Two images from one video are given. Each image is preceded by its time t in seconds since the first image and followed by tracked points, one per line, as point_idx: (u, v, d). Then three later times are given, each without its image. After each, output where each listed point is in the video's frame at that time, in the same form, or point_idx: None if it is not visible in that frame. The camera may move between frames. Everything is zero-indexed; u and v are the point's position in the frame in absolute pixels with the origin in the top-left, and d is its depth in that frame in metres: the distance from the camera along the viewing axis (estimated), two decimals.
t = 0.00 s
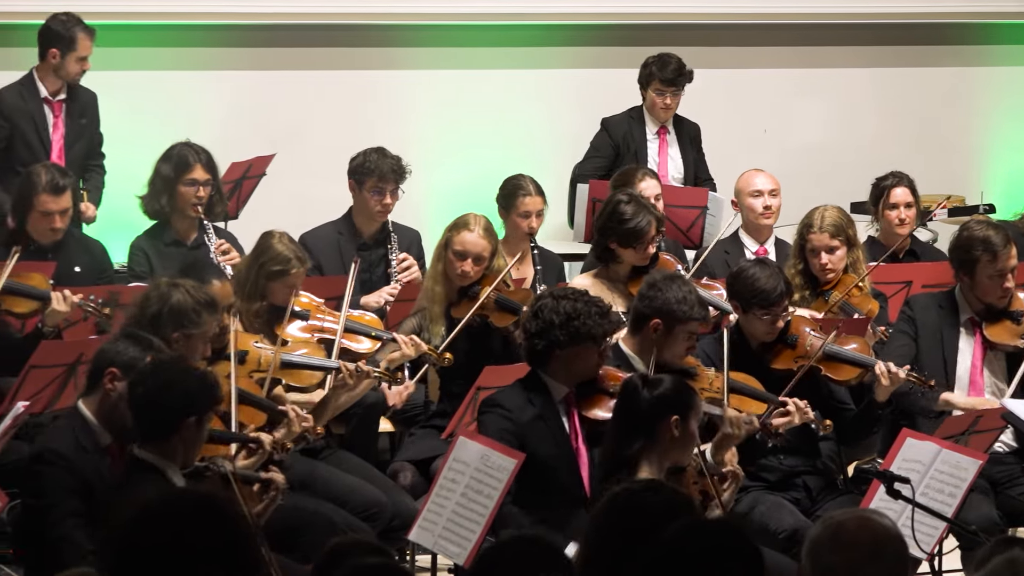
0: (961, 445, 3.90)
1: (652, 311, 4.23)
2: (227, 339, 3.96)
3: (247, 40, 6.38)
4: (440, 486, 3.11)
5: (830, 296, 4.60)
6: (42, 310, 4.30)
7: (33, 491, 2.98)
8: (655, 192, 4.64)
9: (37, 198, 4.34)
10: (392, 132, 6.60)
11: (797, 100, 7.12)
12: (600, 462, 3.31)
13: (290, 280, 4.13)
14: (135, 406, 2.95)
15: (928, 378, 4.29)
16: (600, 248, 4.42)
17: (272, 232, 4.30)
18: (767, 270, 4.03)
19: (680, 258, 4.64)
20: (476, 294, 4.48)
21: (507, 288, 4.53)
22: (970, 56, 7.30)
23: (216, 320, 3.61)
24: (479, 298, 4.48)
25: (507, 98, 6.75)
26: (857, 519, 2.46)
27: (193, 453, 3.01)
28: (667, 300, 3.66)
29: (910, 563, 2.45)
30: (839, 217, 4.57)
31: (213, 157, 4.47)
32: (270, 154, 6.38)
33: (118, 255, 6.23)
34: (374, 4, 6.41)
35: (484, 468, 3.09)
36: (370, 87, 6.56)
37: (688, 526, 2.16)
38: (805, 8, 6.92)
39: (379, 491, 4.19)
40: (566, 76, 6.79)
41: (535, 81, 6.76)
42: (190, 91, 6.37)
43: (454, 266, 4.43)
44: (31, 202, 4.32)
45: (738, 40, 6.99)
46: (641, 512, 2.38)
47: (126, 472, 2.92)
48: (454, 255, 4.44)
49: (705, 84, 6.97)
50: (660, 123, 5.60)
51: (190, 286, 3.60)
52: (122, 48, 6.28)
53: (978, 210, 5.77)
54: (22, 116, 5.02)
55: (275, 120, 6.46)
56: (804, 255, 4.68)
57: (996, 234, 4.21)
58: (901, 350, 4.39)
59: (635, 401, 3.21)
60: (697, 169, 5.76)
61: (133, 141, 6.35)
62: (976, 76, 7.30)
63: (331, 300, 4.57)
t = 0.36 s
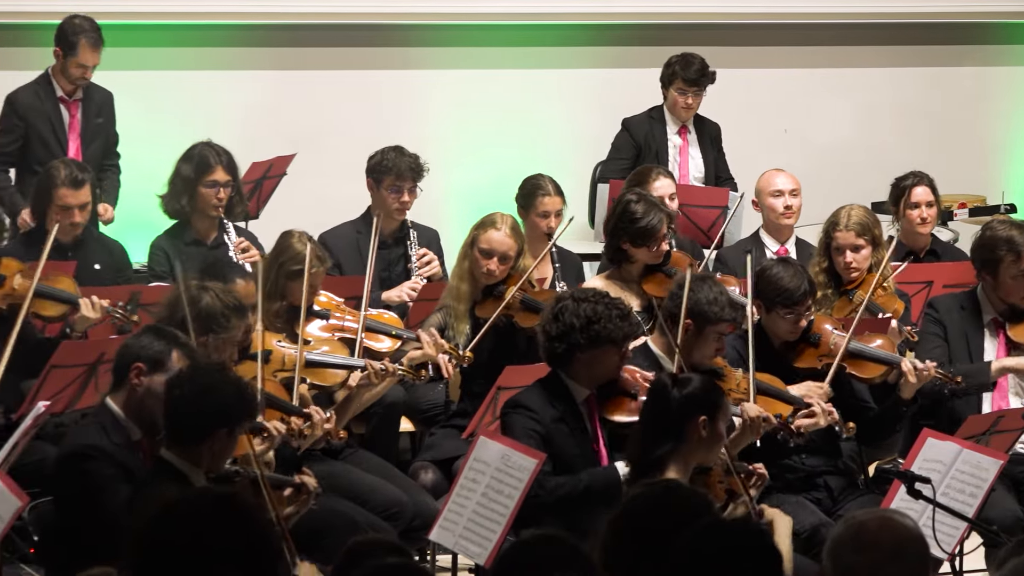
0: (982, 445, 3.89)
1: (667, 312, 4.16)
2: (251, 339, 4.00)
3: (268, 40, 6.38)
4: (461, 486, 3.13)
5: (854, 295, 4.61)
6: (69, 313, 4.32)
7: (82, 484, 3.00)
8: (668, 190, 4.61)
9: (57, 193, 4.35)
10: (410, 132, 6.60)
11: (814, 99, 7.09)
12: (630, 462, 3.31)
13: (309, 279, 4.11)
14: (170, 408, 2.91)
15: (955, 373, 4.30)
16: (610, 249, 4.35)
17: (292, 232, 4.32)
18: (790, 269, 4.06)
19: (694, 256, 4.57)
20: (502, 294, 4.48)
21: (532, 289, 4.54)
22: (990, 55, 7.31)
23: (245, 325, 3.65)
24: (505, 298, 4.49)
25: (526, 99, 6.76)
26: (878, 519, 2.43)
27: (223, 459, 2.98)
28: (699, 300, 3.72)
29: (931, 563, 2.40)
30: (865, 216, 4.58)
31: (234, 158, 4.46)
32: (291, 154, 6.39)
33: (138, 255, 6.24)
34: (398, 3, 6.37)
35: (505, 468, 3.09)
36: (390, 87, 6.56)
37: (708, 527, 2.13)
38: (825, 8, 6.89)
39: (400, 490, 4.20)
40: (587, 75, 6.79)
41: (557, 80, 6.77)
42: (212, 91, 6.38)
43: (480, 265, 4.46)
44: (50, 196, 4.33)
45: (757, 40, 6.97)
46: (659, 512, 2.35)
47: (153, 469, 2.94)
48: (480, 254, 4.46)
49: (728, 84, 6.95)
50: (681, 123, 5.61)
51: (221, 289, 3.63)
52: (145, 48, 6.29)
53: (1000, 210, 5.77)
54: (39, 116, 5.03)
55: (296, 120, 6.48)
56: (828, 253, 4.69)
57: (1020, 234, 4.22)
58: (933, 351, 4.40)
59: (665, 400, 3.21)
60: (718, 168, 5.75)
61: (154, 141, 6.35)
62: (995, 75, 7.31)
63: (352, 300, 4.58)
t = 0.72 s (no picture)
0: (1005, 445, 3.88)
1: (689, 312, 4.13)
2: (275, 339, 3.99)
3: (289, 40, 6.38)
4: (483, 487, 3.16)
5: (877, 294, 4.66)
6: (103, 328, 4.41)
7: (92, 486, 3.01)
8: (689, 190, 4.61)
9: (79, 198, 4.43)
10: (431, 132, 6.60)
11: (834, 98, 7.07)
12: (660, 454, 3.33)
13: (330, 280, 4.12)
14: (193, 405, 2.92)
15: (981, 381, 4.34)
16: (625, 249, 4.31)
17: (314, 232, 4.36)
18: (819, 270, 4.13)
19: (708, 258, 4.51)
20: (524, 294, 4.49)
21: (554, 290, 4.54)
22: (1011, 55, 7.30)
23: (272, 327, 3.66)
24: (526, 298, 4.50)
25: (546, 99, 6.76)
26: (900, 520, 2.43)
27: (247, 459, 2.98)
28: (726, 303, 3.73)
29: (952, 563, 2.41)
30: (888, 217, 4.61)
31: (258, 159, 4.47)
32: (312, 154, 6.39)
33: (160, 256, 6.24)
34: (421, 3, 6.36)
35: (527, 468, 3.13)
36: (411, 87, 6.55)
37: (728, 527, 2.10)
38: (845, 7, 6.88)
39: (421, 490, 4.19)
40: (609, 75, 6.79)
41: (578, 80, 6.77)
42: (234, 92, 6.38)
43: (502, 266, 4.47)
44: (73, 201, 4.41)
45: (777, 41, 6.95)
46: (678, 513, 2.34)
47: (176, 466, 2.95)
48: (502, 254, 4.47)
49: (750, 84, 6.94)
50: (703, 124, 5.60)
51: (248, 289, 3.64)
52: (167, 48, 6.29)
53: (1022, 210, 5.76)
54: (59, 118, 5.03)
55: (319, 120, 6.48)
56: (852, 253, 4.73)
57: None
58: (953, 354, 4.44)
59: (703, 396, 3.21)
60: (740, 169, 5.75)
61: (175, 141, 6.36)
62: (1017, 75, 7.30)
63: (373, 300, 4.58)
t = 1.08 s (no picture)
0: None
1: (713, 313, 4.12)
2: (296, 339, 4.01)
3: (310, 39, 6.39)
4: (504, 485, 3.18)
5: (896, 293, 4.65)
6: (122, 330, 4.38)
7: (135, 477, 3.00)
8: (715, 191, 4.61)
9: (101, 205, 4.42)
10: (454, 132, 6.60)
11: (854, 96, 7.06)
12: (689, 457, 3.30)
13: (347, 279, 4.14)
14: (223, 405, 2.92)
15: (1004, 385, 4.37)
16: (647, 249, 4.31)
17: (335, 233, 4.37)
18: (840, 271, 4.13)
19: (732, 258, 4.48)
20: (545, 294, 4.49)
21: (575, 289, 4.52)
22: None
23: (292, 328, 3.65)
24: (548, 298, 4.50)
25: (566, 99, 6.76)
26: (921, 519, 2.42)
27: (276, 459, 2.98)
28: (748, 304, 3.73)
29: (975, 565, 2.40)
30: (907, 216, 4.62)
31: (280, 160, 4.47)
32: (334, 153, 6.40)
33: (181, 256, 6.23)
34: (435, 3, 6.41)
35: (548, 468, 3.15)
36: (434, 88, 6.56)
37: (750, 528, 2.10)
38: (863, 7, 6.89)
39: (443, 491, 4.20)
40: (629, 76, 6.78)
41: (599, 80, 6.76)
42: (256, 92, 6.39)
43: (523, 266, 4.47)
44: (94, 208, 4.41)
45: (797, 40, 6.94)
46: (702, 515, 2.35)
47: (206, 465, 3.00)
48: (523, 254, 4.48)
49: (773, 84, 6.93)
50: (724, 125, 5.60)
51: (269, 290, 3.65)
52: (191, 49, 6.30)
53: None
54: (82, 118, 5.04)
55: (342, 120, 6.48)
56: (870, 252, 4.75)
57: None
58: (974, 356, 4.49)
59: (733, 396, 3.20)
60: (762, 170, 5.74)
61: (197, 141, 6.35)
62: None
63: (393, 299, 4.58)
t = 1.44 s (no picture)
0: None
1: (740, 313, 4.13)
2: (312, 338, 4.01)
3: (331, 39, 6.39)
4: (525, 486, 3.21)
5: (916, 293, 4.67)
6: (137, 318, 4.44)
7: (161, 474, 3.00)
8: (740, 190, 4.60)
9: (128, 201, 4.44)
10: (476, 132, 6.59)
11: (872, 96, 7.06)
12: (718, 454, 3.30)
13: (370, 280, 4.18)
14: (251, 409, 2.89)
15: None
16: (675, 250, 4.33)
17: (353, 233, 4.36)
18: (858, 270, 4.15)
19: (759, 260, 4.46)
20: (567, 294, 4.51)
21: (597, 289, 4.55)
22: None
23: (309, 325, 3.68)
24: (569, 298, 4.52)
25: (585, 99, 6.76)
26: (942, 519, 2.42)
27: (302, 463, 2.96)
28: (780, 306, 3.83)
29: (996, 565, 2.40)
30: (925, 216, 4.64)
31: (302, 161, 4.47)
32: (355, 153, 6.40)
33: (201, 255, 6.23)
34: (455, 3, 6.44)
35: (568, 467, 3.16)
36: (455, 88, 6.56)
37: (769, 525, 2.11)
38: (883, 7, 6.90)
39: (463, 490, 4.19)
40: (648, 76, 6.78)
41: (618, 80, 6.76)
42: (277, 92, 6.40)
43: (545, 266, 4.48)
44: (122, 203, 4.43)
45: (815, 40, 6.94)
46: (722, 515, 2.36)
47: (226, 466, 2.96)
48: (545, 254, 4.49)
49: (794, 83, 6.93)
50: (744, 125, 5.61)
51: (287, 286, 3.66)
52: (214, 49, 6.30)
53: None
54: (104, 117, 5.05)
55: (363, 120, 6.48)
56: (889, 253, 4.76)
57: None
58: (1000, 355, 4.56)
59: (778, 407, 3.18)
60: (782, 170, 5.74)
61: (218, 140, 6.35)
62: None
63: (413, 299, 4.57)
